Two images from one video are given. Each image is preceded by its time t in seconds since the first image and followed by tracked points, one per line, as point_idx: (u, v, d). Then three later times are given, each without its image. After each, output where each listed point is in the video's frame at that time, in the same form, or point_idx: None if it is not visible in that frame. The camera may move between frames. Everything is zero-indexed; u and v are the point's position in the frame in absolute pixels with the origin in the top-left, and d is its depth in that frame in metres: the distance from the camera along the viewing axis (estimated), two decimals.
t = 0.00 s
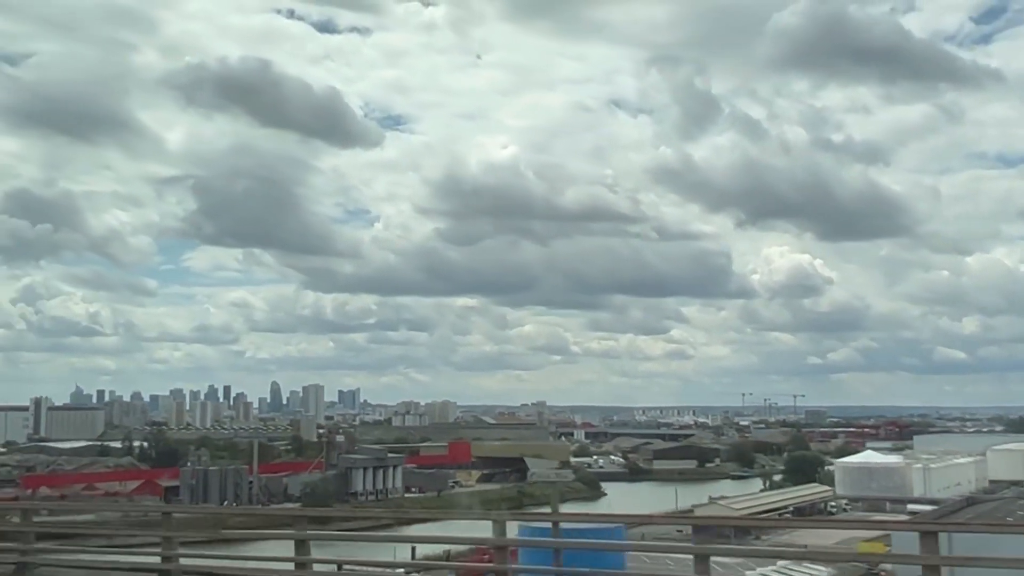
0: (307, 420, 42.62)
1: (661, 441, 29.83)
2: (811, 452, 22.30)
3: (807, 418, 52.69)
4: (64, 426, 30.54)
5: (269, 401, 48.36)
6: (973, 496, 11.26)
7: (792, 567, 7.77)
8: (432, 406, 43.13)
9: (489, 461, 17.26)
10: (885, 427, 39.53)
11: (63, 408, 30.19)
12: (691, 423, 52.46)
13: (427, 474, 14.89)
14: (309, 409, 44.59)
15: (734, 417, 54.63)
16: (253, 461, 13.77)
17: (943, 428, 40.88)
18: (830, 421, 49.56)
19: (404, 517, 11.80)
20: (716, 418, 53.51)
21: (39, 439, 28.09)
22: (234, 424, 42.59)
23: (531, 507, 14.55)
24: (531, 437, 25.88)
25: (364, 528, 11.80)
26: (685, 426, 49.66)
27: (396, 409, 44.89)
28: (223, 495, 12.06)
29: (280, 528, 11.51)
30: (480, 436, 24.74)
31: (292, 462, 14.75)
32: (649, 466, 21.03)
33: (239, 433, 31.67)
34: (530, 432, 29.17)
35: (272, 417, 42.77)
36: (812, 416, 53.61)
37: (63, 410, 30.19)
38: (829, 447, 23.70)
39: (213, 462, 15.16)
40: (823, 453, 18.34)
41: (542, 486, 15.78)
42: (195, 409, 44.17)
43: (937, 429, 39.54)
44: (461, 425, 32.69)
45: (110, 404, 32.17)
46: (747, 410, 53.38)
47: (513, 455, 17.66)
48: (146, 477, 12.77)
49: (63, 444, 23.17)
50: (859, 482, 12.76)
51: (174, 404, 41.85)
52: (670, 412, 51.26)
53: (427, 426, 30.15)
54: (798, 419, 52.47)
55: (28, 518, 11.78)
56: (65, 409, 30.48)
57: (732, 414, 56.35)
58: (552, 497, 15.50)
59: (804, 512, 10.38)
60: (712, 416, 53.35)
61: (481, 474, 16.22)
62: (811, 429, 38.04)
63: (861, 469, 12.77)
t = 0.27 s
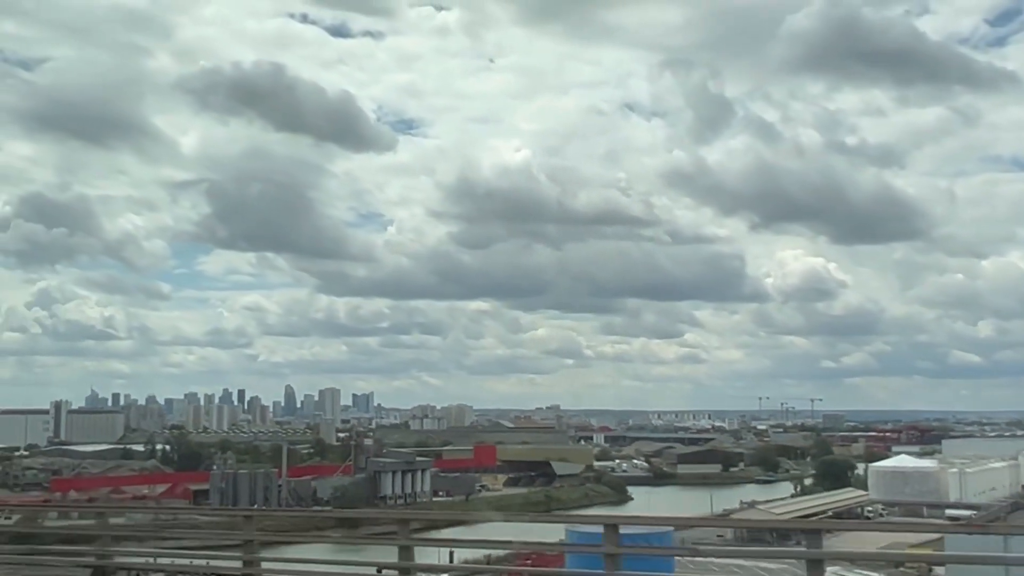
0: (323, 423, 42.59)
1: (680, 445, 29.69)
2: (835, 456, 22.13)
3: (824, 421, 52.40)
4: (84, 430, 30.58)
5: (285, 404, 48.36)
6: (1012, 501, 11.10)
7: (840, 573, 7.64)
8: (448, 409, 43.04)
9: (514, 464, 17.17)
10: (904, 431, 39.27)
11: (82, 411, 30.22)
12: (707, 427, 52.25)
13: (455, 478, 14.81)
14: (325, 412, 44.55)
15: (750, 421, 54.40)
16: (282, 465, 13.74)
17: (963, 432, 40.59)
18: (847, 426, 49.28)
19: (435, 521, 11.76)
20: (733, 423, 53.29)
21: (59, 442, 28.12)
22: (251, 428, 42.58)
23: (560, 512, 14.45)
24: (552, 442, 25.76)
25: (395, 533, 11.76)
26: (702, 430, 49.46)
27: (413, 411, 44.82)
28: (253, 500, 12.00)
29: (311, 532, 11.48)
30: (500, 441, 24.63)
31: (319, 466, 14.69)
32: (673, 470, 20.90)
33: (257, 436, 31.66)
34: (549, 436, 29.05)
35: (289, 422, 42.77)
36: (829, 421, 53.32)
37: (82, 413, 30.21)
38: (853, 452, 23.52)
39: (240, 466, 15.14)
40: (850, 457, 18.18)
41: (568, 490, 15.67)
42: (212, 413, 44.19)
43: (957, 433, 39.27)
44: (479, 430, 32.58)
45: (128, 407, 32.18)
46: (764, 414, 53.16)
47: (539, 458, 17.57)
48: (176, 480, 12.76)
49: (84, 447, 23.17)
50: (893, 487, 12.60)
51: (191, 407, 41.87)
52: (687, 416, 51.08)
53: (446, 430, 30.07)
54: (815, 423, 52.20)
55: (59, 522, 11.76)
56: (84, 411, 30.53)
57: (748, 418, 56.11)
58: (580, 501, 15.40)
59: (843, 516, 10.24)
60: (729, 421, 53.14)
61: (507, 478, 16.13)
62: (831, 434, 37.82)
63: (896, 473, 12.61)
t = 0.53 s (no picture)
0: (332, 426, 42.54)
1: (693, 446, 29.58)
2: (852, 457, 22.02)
3: (833, 423, 52.15)
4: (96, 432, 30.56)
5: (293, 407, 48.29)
6: None
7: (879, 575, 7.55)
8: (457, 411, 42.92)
9: (532, 466, 17.08)
10: (916, 432, 39.02)
11: (94, 414, 30.19)
12: (716, 428, 52.14)
13: (475, 481, 14.72)
14: (333, 415, 44.46)
15: (759, 422, 54.29)
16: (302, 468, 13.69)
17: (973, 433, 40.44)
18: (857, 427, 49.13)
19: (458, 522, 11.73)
20: (742, 424, 53.17)
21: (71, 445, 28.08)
22: (260, 430, 42.55)
23: (581, 513, 14.37)
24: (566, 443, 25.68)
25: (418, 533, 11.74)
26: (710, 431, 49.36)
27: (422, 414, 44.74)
28: (275, 502, 11.94)
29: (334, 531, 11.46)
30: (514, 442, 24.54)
31: (339, 469, 14.63)
32: (689, 471, 20.75)
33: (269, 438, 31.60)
34: (561, 438, 28.96)
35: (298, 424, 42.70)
36: (838, 422, 53.18)
37: (94, 416, 30.18)
38: (869, 452, 23.40)
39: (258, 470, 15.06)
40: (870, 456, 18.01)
41: (588, 492, 15.58)
42: (221, 415, 44.15)
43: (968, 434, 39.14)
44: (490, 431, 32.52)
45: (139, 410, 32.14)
46: (773, 415, 53.03)
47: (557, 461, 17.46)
48: (197, 482, 12.71)
49: (98, 449, 23.12)
50: (919, 488, 12.41)
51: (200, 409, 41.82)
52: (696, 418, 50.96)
53: (458, 432, 29.99)
54: (825, 423, 52.07)
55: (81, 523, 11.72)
56: (95, 414, 30.50)
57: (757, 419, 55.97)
58: (599, 502, 15.31)
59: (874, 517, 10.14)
60: (738, 422, 53.02)
61: (525, 480, 16.03)
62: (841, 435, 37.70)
63: (921, 474, 12.48)
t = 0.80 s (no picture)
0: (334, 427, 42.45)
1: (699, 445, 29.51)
2: (861, 455, 21.92)
3: (835, 421, 52.07)
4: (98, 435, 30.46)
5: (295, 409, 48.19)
6: None
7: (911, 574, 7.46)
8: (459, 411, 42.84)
9: (543, 466, 16.99)
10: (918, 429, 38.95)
11: (96, 417, 30.09)
12: (718, 427, 52.06)
13: (487, 481, 14.64)
14: (335, 416, 44.38)
15: (761, 420, 54.21)
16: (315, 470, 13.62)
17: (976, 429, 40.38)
18: (859, 424, 49.05)
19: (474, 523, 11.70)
20: (743, 422, 53.08)
21: (75, 448, 27.99)
22: (261, 432, 42.45)
23: (594, 513, 14.27)
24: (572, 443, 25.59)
25: (435, 534, 11.73)
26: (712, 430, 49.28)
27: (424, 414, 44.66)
28: (289, 503, 11.86)
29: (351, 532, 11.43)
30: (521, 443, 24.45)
31: (350, 470, 14.55)
32: (698, 471, 20.67)
33: (273, 440, 31.53)
34: (567, 437, 28.87)
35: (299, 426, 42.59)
36: (840, 419, 53.09)
37: (97, 419, 30.08)
38: (877, 450, 23.31)
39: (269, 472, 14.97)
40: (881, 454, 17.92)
41: (600, 492, 15.49)
42: (222, 417, 44.05)
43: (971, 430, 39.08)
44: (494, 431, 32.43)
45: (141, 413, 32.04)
46: (774, 414, 52.95)
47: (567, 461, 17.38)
48: (210, 485, 12.63)
49: (104, 452, 23.04)
50: (937, 486, 12.32)
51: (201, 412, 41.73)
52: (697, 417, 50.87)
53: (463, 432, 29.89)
54: (827, 421, 51.99)
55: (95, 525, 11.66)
56: (99, 418, 30.40)
57: (759, 417, 55.90)
58: (612, 502, 15.22)
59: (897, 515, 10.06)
60: (739, 420, 52.94)
61: (537, 481, 15.95)
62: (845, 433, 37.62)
63: (940, 472, 12.35)
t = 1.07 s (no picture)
0: (328, 428, 42.26)
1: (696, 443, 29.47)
2: (862, 452, 21.87)
3: (829, 419, 52.10)
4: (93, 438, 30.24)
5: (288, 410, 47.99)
6: None
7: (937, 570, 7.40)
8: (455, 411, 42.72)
9: (547, 465, 16.90)
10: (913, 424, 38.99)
11: (91, 420, 29.85)
12: (711, 425, 52.13)
13: (494, 480, 14.56)
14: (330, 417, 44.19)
15: (754, 418, 54.23)
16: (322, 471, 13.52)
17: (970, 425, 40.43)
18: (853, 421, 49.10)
19: (485, 523, 11.65)
20: (737, 421, 53.09)
21: (70, 451, 27.78)
22: (255, 433, 42.24)
23: (603, 512, 14.19)
24: (571, 442, 25.50)
25: (445, 534, 11.66)
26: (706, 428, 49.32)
27: (419, 414, 44.50)
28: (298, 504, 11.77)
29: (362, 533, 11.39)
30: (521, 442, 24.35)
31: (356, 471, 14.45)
32: (700, 469, 20.60)
33: (269, 442, 31.35)
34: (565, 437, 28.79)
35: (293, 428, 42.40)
36: (834, 417, 53.13)
37: (91, 422, 29.87)
38: (878, 447, 23.28)
39: (274, 474, 14.85)
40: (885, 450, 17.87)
41: (606, 491, 15.42)
42: (215, 419, 43.84)
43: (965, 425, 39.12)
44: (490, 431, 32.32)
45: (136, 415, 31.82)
46: (767, 411, 52.98)
47: (571, 460, 17.31)
48: (218, 487, 12.52)
49: (100, 455, 22.82)
50: (948, 482, 12.26)
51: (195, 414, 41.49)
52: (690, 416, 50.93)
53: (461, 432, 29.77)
54: (820, 418, 52.03)
55: (103, 528, 11.56)
56: (94, 421, 30.18)
57: (752, 416, 55.91)
58: (618, 500, 15.14)
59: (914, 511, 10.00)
60: (732, 419, 52.95)
61: (542, 480, 15.87)
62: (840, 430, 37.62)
63: (949, 468, 12.31)
